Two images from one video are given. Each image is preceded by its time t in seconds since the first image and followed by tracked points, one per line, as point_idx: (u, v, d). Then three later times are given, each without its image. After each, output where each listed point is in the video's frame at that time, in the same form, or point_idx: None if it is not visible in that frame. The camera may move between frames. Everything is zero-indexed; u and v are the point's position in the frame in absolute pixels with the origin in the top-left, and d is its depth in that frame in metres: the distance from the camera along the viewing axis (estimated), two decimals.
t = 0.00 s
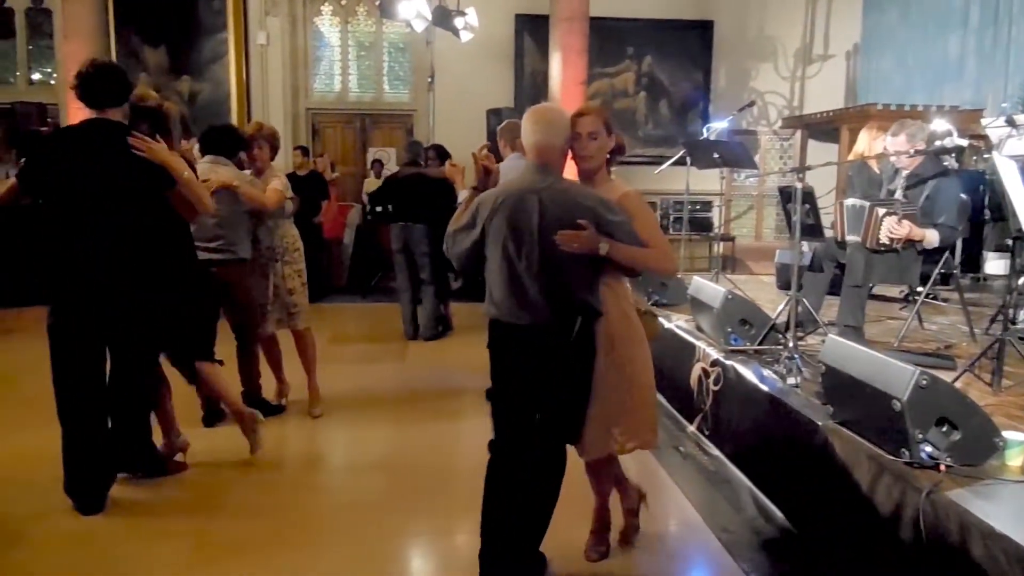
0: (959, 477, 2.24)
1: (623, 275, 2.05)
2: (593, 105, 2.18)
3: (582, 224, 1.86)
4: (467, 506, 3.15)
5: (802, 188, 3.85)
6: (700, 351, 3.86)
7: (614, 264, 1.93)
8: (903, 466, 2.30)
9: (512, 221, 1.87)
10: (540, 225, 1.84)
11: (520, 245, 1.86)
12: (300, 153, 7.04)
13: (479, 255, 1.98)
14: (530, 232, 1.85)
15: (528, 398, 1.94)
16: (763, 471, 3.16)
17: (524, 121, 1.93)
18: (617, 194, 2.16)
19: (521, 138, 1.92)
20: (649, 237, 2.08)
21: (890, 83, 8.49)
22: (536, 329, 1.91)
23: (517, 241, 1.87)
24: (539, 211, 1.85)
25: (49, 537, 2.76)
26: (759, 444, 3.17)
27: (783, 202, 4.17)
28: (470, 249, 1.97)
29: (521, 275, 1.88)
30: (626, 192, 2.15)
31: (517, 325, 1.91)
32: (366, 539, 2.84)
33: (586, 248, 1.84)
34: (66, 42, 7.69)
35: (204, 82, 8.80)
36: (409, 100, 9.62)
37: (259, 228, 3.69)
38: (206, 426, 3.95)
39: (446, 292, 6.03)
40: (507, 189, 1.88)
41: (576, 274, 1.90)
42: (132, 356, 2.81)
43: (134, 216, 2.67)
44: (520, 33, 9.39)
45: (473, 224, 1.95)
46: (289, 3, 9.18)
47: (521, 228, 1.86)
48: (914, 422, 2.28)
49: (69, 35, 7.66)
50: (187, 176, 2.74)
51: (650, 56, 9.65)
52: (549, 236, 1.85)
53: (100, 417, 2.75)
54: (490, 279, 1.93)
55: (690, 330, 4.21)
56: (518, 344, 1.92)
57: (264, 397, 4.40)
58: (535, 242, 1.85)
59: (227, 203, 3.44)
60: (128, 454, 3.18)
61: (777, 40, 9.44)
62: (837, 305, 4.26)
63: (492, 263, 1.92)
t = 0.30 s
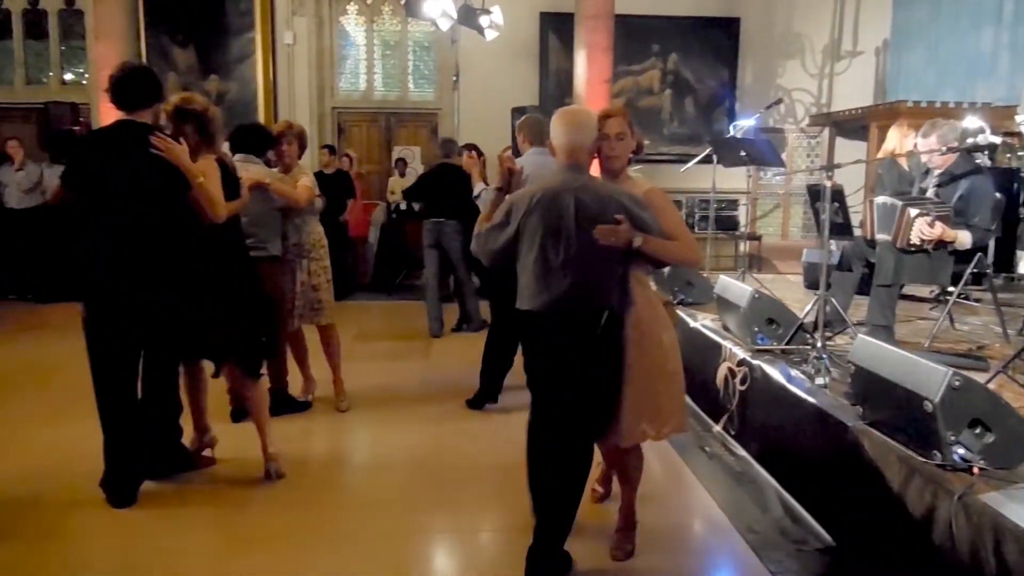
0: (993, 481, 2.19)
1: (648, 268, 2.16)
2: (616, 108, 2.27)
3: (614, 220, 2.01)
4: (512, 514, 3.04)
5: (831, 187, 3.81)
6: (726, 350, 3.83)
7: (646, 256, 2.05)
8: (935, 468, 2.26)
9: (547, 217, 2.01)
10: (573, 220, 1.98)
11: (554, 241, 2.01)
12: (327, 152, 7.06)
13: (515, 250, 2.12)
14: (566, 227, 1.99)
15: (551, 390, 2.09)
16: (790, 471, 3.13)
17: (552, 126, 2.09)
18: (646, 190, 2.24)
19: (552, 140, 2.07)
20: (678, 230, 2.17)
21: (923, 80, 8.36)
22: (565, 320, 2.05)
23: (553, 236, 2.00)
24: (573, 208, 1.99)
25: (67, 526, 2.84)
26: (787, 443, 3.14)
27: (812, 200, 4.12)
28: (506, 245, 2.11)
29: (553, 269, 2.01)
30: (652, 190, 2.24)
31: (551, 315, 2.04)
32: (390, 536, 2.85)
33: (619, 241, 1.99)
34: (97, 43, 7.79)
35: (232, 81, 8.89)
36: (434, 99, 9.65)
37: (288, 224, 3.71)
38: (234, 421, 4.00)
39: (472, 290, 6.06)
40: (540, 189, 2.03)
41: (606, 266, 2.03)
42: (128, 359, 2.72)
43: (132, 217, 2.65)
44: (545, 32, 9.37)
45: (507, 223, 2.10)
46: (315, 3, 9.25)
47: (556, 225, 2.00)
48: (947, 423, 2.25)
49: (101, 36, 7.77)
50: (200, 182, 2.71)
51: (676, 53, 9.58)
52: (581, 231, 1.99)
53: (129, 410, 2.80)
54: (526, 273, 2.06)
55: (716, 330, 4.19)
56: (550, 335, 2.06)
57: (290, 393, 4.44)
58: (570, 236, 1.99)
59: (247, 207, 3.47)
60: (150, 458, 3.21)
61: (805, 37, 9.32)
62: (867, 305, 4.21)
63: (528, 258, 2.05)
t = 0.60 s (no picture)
0: (1011, 481, 2.17)
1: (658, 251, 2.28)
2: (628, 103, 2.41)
3: (626, 209, 2.15)
4: (532, 518, 3.00)
5: (846, 186, 3.77)
6: (740, 350, 3.80)
7: (657, 243, 2.19)
8: (952, 469, 2.24)
9: (563, 207, 2.18)
10: (590, 209, 2.14)
11: (570, 227, 2.17)
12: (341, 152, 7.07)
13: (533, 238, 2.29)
14: (582, 216, 2.15)
15: (565, 370, 2.26)
16: (805, 472, 3.10)
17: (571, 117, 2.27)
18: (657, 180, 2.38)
19: (569, 134, 2.22)
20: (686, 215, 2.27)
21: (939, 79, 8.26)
22: (579, 305, 2.20)
23: (570, 224, 2.17)
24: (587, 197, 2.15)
25: (77, 520, 2.90)
26: (800, 443, 3.13)
27: (827, 199, 4.10)
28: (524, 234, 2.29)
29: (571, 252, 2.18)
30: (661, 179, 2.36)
31: (565, 302, 2.20)
32: (402, 535, 2.86)
33: (631, 229, 2.12)
34: (112, 42, 7.82)
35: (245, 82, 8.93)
36: (446, 99, 9.66)
37: (304, 223, 3.74)
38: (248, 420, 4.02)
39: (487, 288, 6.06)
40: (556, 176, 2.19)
41: (618, 251, 2.18)
42: (129, 359, 2.73)
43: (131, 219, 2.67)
44: (558, 31, 9.37)
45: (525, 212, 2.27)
46: (328, 3, 9.29)
47: (571, 215, 2.17)
48: (963, 423, 2.23)
49: (117, 37, 7.82)
50: (200, 179, 2.62)
51: (689, 51, 9.54)
52: (596, 216, 2.15)
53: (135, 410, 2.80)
54: (543, 258, 2.24)
55: (729, 330, 4.16)
56: (565, 320, 2.21)
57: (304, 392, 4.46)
58: (584, 224, 2.15)
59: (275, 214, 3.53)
60: (167, 457, 3.23)
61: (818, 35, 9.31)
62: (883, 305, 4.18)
63: (547, 243, 2.23)
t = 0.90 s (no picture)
0: None
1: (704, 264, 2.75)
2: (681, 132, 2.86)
3: (671, 228, 2.66)
4: (580, 544, 3.00)
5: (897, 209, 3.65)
6: (791, 378, 3.73)
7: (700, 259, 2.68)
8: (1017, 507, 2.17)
9: (615, 223, 2.68)
10: (639, 225, 2.66)
11: (622, 240, 2.68)
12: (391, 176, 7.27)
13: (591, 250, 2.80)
14: (630, 233, 2.67)
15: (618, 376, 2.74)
16: (861, 504, 3.01)
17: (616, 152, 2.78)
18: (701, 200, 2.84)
19: (624, 160, 2.71)
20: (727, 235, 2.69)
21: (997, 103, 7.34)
22: (629, 313, 2.71)
23: (620, 238, 2.68)
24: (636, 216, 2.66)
25: (128, 533, 3.00)
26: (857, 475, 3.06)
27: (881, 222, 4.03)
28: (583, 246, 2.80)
29: (617, 270, 2.69)
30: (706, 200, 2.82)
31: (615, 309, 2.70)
32: (444, 558, 2.86)
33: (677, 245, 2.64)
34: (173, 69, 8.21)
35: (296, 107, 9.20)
36: (490, 121, 9.65)
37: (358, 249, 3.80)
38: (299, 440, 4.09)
39: (536, 310, 6.04)
40: (603, 206, 2.69)
41: (665, 263, 2.68)
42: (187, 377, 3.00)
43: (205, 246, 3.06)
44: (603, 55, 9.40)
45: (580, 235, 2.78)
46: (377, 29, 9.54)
47: (623, 231, 2.67)
48: None
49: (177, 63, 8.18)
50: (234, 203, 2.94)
51: (735, 73, 9.65)
52: (642, 237, 2.66)
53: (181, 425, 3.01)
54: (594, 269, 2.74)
55: (780, 357, 4.07)
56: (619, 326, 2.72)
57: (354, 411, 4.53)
58: (634, 239, 2.67)
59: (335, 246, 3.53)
60: (213, 472, 3.31)
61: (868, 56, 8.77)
62: (943, 331, 4.07)
63: (598, 256, 2.72)
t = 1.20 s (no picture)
0: None
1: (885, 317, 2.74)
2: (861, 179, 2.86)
3: (846, 278, 2.68)
4: None
5: None
6: (967, 445, 3.46)
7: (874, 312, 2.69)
8: None
9: (785, 270, 2.75)
10: (810, 273, 2.71)
11: (792, 288, 2.74)
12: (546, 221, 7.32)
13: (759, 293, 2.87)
14: (801, 281, 2.73)
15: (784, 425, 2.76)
16: None
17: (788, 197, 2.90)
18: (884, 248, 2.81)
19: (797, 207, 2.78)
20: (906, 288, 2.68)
21: None
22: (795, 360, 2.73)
23: (790, 286, 2.75)
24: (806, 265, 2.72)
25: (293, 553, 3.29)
26: None
27: None
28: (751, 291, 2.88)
29: (787, 312, 2.73)
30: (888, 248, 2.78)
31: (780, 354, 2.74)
32: None
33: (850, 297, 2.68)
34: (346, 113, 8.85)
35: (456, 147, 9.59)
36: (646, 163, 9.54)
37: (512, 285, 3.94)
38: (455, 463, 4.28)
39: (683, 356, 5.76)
40: (779, 248, 2.76)
41: (839, 314, 2.71)
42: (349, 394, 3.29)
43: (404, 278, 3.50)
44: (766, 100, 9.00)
45: (749, 278, 2.85)
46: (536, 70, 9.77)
47: (793, 278, 2.74)
48: None
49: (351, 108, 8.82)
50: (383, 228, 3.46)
51: (915, 117, 9.03)
52: (810, 283, 2.72)
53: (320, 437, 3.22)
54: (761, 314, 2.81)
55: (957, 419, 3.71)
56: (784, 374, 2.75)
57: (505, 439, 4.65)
58: (805, 287, 2.73)
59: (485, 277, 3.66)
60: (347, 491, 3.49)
61: None
62: None
63: (765, 301, 2.79)
